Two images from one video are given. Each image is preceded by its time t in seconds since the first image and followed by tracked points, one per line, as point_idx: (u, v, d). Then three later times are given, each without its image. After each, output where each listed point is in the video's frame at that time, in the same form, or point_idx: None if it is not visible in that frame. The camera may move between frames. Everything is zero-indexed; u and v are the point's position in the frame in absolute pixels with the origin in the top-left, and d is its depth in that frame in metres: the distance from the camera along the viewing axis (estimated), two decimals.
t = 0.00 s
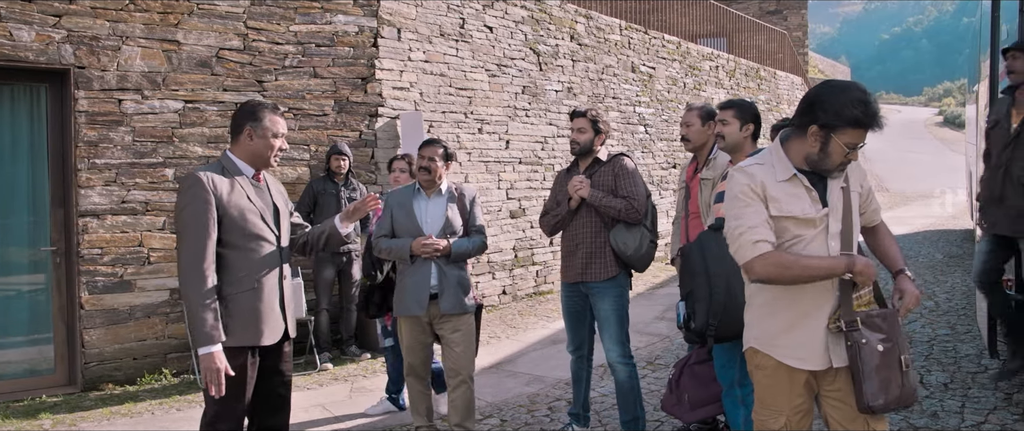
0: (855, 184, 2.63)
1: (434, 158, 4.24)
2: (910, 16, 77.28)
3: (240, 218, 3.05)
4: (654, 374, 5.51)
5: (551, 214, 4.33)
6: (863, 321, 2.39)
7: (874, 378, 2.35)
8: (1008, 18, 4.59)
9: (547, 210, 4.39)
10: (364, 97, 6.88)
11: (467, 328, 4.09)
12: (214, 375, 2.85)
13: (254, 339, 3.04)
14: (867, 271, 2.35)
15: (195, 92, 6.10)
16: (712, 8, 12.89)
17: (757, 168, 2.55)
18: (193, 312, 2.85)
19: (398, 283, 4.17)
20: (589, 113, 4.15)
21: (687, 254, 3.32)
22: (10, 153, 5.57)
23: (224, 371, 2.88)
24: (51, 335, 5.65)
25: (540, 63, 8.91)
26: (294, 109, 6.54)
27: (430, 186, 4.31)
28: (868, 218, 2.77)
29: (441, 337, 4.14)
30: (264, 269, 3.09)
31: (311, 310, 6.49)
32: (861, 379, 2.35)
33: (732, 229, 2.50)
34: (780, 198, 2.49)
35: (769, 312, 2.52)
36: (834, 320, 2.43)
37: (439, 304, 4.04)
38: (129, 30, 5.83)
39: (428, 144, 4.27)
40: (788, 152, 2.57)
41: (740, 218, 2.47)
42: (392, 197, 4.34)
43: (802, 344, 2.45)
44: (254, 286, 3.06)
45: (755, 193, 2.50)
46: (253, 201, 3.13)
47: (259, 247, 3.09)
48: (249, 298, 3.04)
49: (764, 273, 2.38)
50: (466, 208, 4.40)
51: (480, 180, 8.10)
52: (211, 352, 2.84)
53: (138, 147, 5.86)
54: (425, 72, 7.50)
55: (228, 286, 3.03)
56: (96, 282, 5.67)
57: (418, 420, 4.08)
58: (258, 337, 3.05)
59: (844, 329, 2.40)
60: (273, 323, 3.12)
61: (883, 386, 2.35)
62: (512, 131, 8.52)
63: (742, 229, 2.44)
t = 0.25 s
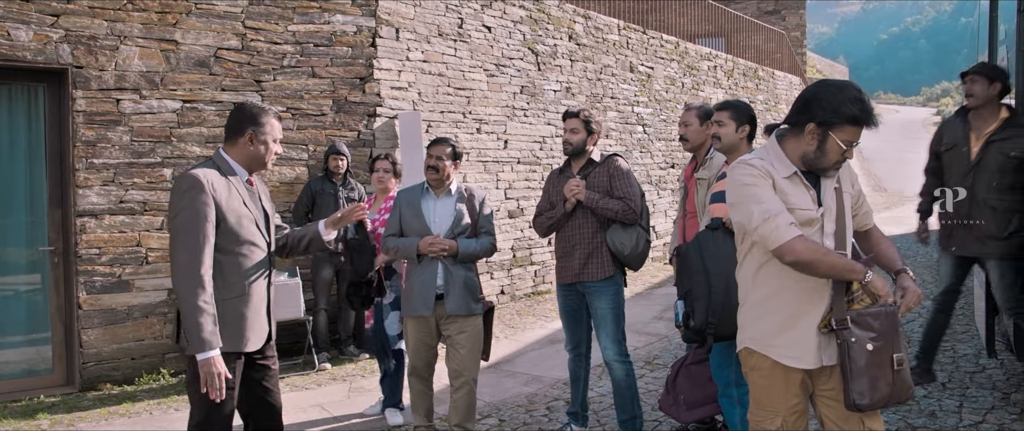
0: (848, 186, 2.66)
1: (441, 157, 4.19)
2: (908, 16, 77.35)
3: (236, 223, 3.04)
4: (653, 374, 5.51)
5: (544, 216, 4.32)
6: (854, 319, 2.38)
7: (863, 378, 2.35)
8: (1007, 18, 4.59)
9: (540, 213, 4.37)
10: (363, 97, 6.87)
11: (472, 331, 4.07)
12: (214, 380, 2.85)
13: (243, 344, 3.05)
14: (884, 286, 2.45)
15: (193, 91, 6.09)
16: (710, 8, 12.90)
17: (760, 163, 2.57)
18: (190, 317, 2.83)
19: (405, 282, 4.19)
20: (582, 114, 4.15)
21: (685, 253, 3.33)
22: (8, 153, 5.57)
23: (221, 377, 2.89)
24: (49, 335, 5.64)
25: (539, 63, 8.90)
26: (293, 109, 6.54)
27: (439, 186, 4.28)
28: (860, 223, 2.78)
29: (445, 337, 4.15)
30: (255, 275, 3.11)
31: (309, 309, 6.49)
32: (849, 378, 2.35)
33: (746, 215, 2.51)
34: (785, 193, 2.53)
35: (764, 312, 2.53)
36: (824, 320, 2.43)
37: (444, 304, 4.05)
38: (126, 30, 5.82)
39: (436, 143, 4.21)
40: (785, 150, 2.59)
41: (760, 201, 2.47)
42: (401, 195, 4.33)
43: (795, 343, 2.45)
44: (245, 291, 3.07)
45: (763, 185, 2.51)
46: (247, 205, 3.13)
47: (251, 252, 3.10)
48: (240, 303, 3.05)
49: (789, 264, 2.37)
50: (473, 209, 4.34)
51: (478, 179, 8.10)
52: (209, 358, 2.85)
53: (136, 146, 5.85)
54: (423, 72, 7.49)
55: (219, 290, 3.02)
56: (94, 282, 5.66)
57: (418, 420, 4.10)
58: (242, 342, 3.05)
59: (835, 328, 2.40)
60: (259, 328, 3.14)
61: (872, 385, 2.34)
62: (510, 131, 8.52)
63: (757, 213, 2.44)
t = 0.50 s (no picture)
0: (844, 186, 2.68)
1: (448, 158, 4.17)
2: (906, 16, 77.43)
3: (233, 225, 3.05)
4: (652, 374, 5.52)
5: (542, 218, 4.30)
6: (854, 319, 2.38)
7: (864, 377, 2.36)
8: (1004, 18, 4.60)
9: (536, 215, 4.36)
10: (361, 97, 6.87)
11: (473, 331, 4.08)
12: (226, 382, 2.88)
13: (241, 344, 3.07)
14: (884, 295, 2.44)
15: (191, 91, 6.09)
16: (709, 8, 12.90)
17: (762, 161, 2.56)
18: (197, 321, 2.83)
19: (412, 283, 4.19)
20: (575, 115, 4.16)
21: (682, 252, 3.35)
22: (5, 153, 5.55)
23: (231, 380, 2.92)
24: (48, 335, 5.64)
25: (537, 63, 8.91)
26: (291, 108, 6.53)
27: (447, 186, 4.27)
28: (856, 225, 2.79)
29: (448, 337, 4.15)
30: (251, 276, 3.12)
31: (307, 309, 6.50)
32: (849, 378, 2.36)
33: (750, 212, 2.49)
34: (789, 191, 2.53)
35: (763, 312, 2.53)
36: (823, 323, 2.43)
37: (450, 304, 4.04)
38: (125, 30, 5.82)
39: (442, 143, 4.18)
40: (783, 149, 2.59)
41: (766, 199, 2.46)
42: (409, 197, 4.32)
43: (794, 343, 2.46)
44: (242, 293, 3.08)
45: (768, 183, 2.50)
46: (240, 209, 3.14)
47: (246, 253, 3.11)
48: (238, 304, 3.07)
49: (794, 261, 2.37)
50: (482, 209, 4.27)
51: (477, 179, 8.10)
52: (218, 360, 2.87)
53: (134, 146, 5.85)
54: (422, 72, 7.49)
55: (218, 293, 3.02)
56: (92, 282, 5.65)
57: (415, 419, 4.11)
58: (239, 343, 3.07)
59: (834, 327, 2.41)
60: (253, 329, 3.16)
61: (873, 384, 2.36)
62: (509, 131, 8.53)
63: (763, 211, 2.43)
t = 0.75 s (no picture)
0: (840, 185, 2.68)
1: (450, 158, 4.17)
2: (904, 16, 77.53)
3: (230, 222, 3.05)
4: (650, 374, 5.52)
5: (544, 215, 4.32)
6: (853, 319, 2.40)
7: (864, 377, 2.37)
8: (1002, 19, 4.60)
9: (539, 213, 4.38)
10: (359, 97, 6.87)
11: (473, 332, 4.10)
12: (234, 375, 2.88)
13: (242, 340, 3.08)
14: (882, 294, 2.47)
15: (189, 91, 6.08)
16: (707, 8, 12.91)
17: (759, 161, 2.57)
18: (201, 317, 2.84)
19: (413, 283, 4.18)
20: (578, 113, 4.16)
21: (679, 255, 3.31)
22: (3, 153, 5.54)
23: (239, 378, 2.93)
24: (45, 335, 5.63)
25: (535, 63, 8.91)
26: (290, 108, 6.53)
27: (451, 186, 4.28)
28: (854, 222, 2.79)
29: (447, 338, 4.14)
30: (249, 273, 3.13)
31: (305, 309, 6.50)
32: (849, 377, 2.37)
33: (748, 214, 2.49)
34: (787, 191, 2.53)
35: (762, 311, 2.53)
36: (824, 324, 2.44)
37: (450, 304, 4.04)
38: (123, 29, 5.81)
39: (445, 143, 4.19)
40: (780, 149, 2.60)
41: (765, 201, 2.46)
42: (412, 195, 4.32)
43: (793, 342, 2.46)
44: (241, 291, 3.07)
45: (767, 184, 2.50)
46: (236, 207, 3.14)
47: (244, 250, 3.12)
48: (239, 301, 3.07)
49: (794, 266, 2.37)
50: (484, 210, 4.28)
51: (475, 179, 8.10)
52: (225, 355, 2.87)
53: (132, 146, 5.85)
54: (420, 72, 7.49)
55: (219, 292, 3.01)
56: (90, 282, 5.64)
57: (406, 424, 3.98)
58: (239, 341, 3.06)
59: (835, 327, 2.41)
60: (253, 325, 3.17)
61: (873, 384, 2.38)
62: (507, 131, 8.52)
63: (763, 213, 2.43)
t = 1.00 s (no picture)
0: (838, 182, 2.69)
1: (445, 158, 4.18)
2: (903, 16, 77.59)
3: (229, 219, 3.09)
4: (649, 374, 5.53)
5: (547, 213, 4.32)
6: (853, 317, 2.40)
7: (864, 375, 2.38)
8: (1000, 19, 4.61)
9: (542, 211, 4.38)
10: (358, 97, 6.86)
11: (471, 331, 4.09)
12: (230, 367, 2.95)
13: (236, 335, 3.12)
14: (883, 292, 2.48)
15: (188, 91, 6.08)
16: (706, 8, 12.91)
17: (759, 160, 2.57)
18: (199, 310, 2.89)
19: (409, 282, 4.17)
20: (583, 113, 4.16)
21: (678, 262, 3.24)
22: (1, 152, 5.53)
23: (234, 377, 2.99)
24: (44, 335, 5.63)
25: (534, 63, 8.91)
26: (288, 108, 6.53)
27: (446, 186, 4.28)
28: (852, 222, 2.79)
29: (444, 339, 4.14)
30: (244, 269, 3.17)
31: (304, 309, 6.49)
32: (850, 375, 2.37)
33: (747, 214, 2.49)
34: (785, 190, 2.53)
35: (761, 310, 2.53)
36: (824, 324, 2.44)
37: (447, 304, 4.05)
38: (121, 29, 5.81)
39: (440, 143, 4.19)
40: (777, 149, 2.60)
41: (764, 201, 2.46)
42: (408, 195, 4.32)
43: (793, 341, 2.46)
44: (236, 288, 3.10)
45: (766, 184, 2.50)
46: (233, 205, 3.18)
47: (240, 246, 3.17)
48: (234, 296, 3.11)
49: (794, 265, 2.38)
50: (481, 210, 4.28)
51: (474, 179, 8.10)
52: (221, 348, 2.93)
53: (131, 146, 5.84)
54: (419, 72, 7.48)
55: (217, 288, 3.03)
56: (88, 282, 5.64)
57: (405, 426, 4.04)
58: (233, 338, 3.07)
59: (834, 326, 2.42)
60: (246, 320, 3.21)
61: (873, 382, 2.38)
62: (506, 131, 8.53)
63: (762, 213, 2.44)
